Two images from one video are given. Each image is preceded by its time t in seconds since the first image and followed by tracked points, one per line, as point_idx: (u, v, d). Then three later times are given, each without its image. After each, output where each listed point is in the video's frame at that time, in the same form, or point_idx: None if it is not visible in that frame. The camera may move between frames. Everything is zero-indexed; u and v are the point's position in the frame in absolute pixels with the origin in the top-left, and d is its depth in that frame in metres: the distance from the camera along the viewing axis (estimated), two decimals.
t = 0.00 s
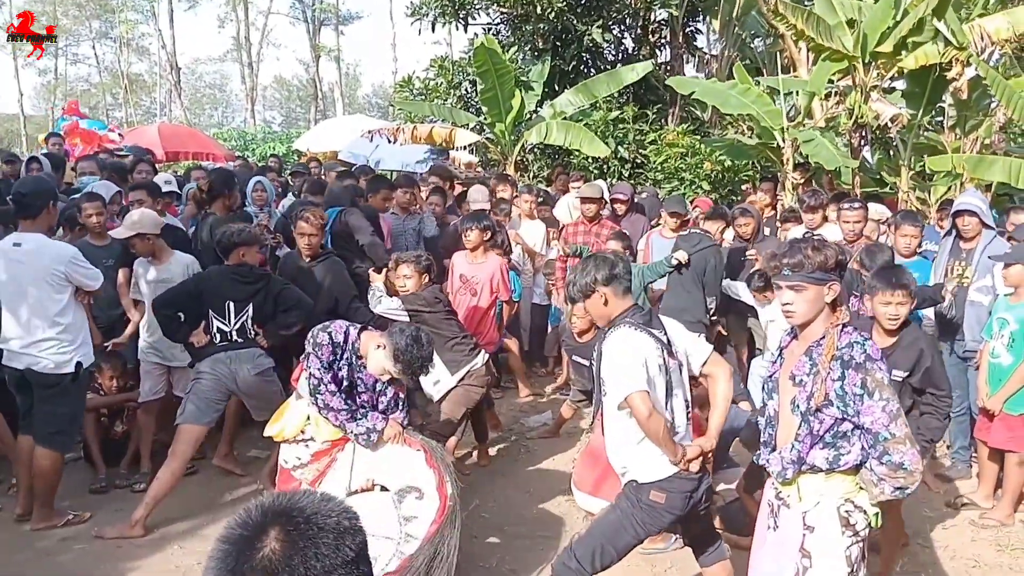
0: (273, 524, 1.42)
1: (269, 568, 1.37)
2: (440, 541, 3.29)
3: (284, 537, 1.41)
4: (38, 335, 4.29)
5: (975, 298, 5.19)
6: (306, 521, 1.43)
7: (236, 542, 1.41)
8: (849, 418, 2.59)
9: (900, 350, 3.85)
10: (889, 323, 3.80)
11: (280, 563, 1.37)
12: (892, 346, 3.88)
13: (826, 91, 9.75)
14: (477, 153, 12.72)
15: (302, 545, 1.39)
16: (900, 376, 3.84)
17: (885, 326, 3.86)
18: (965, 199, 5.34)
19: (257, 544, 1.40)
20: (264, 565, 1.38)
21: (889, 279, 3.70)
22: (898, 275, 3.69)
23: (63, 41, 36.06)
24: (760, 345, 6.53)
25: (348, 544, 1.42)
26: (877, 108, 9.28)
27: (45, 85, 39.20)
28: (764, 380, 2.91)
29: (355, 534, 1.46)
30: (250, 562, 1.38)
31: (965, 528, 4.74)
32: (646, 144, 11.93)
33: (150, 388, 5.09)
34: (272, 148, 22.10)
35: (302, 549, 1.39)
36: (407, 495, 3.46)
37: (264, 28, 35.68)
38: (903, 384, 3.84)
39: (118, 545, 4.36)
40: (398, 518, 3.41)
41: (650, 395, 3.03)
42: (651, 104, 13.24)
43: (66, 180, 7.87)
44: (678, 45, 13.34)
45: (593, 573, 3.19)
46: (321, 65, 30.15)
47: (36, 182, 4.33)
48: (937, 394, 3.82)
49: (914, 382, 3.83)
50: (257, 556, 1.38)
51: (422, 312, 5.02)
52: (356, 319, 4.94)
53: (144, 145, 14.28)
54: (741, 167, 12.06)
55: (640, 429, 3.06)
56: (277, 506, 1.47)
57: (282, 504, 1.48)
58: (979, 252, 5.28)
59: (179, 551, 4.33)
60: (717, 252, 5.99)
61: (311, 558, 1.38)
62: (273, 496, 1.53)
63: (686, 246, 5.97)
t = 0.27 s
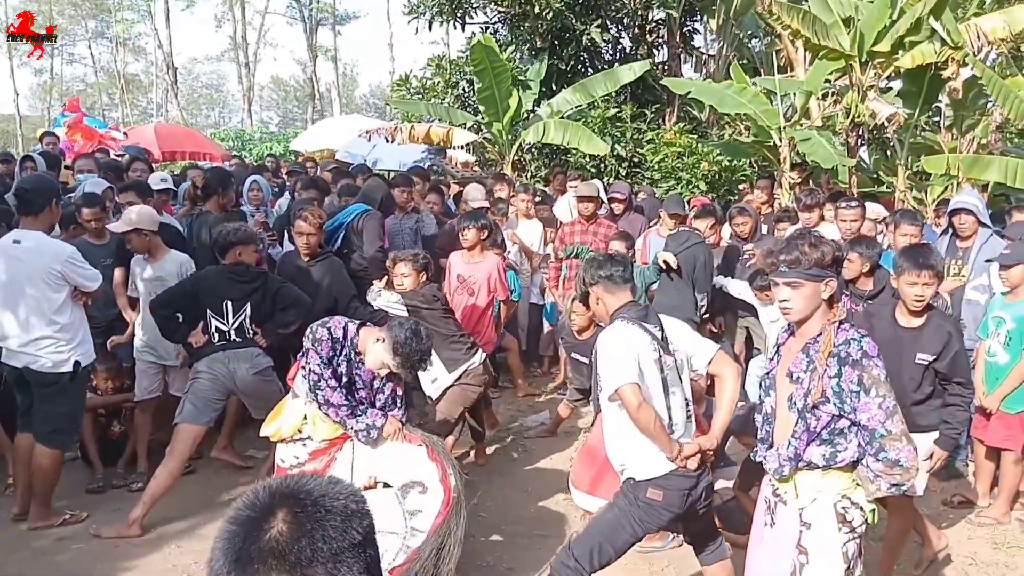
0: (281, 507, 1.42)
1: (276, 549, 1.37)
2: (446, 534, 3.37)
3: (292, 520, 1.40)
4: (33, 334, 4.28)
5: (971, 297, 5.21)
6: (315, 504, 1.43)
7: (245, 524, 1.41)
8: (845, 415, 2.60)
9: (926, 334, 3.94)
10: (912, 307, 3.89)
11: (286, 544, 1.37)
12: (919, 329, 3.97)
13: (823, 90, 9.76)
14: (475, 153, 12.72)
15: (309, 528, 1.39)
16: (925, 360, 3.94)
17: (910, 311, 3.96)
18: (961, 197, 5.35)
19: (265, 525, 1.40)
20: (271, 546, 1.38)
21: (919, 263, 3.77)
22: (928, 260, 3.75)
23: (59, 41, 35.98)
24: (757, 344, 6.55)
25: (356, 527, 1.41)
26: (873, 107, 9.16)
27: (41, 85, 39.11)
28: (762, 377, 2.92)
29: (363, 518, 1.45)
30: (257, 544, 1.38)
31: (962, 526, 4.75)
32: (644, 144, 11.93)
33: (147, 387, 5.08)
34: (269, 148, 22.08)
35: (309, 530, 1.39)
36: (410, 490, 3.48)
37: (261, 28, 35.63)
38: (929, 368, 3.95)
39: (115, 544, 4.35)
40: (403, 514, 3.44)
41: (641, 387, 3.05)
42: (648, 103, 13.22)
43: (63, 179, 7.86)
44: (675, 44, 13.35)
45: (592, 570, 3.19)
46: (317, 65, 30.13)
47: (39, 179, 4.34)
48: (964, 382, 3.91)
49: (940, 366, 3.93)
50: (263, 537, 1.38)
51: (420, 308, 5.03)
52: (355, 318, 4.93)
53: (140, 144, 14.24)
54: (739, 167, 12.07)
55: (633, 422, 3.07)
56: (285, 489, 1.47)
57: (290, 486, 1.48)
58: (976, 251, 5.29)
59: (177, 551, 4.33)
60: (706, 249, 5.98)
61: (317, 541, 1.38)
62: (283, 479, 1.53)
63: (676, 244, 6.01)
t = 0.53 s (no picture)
0: (299, 471, 1.44)
1: (284, 514, 1.39)
2: (439, 543, 3.38)
3: (305, 486, 1.41)
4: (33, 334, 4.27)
5: (968, 296, 5.21)
6: (332, 475, 1.43)
7: (263, 482, 1.44)
8: (843, 412, 2.61)
9: (947, 327, 3.59)
10: (928, 301, 3.55)
11: (295, 508, 1.39)
12: (939, 322, 3.61)
13: (820, 90, 9.77)
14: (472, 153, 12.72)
15: (320, 498, 1.39)
16: (948, 354, 3.58)
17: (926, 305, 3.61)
18: (958, 196, 5.36)
19: (281, 487, 1.42)
20: (280, 512, 1.39)
21: (931, 257, 3.49)
22: (942, 253, 3.48)
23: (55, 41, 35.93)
24: (754, 344, 6.55)
25: (365, 505, 1.40)
26: (871, 105, 9.24)
27: (38, 85, 39.05)
28: (760, 374, 2.92)
29: (376, 497, 1.43)
30: (270, 504, 1.40)
31: (958, 525, 4.76)
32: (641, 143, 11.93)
33: (144, 386, 5.07)
34: (266, 148, 22.07)
35: (319, 500, 1.39)
36: (405, 495, 3.44)
37: (258, 28, 35.61)
38: (951, 363, 3.58)
39: (112, 544, 4.34)
40: (397, 518, 3.38)
41: (637, 382, 3.07)
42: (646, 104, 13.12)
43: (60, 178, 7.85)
44: (673, 44, 13.36)
45: (589, 569, 3.19)
46: (315, 65, 30.12)
47: (39, 176, 4.31)
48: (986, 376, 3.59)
49: (963, 360, 3.58)
50: (276, 499, 1.41)
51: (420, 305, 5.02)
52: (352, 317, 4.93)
53: (137, 144, 14.22)
54: (736, 167, 12.09)
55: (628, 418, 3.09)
56: (308, 454, 1.48)
57: (312, 452, 1.49)
58: (972, 250, 5.30)
59: (173, 550, 4.32)
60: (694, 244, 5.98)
61: (324, 513, 1.38)
62: (309, 444, 1.53)
63: (667, 242, 6.05)
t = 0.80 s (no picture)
0: (280, 451, 1.55)
1: (267, 485, 1.49)
2: (419, 543, 3.40)
3: (286, 461, 1.53)
4: (34, 332, 4.26)
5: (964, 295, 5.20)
6: (311, 449, 1.55)
7: (249, 462, 1.55)
8: (841, 409, 2.61)
9: (964, 328, 3.61)
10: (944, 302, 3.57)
11: (278, 478, 1.49)
12: (956, 325, 3.63)
13: (817, 90, 9.78)
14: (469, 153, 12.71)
15: (299, 467, 1.51)
16: (966, 356, 3.61)
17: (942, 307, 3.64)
18: (954, 195, 5.36)
19: (264, 463, 1.53)
20: (264, 484, 1.50)
21: (942, 257, 3.47)
22: (954, 253, 3.47)
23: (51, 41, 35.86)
24: (751, 343, 6.56)
25: (344, 474, 1.51)
26: (868, 106, 9.23)
27: (33, 86, 39.00)
28: (758, 371, 2.92)
29: (353, 468, 1.54)
30: (254, 478, 1.51)
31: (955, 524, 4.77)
32: (639, 143, 11.93)
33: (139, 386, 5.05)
34: (263, 149, 22.06)
35: (299, 469, 1.50)
36: (389, 493, 3.44)
37: (254, 29, 35.58)
38: (970, 365, 3.61)
39: (108, 544, 4.33)
40: (380, 516, 3.39)
41: (632, 377, 3.10)
42: (643, 103, 13.16)
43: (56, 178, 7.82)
44: (670, 44, 13.37)
45: (586, 565, 3.18)
46: (312, 66, 30.09)
47: (36, 175, 4.30)
48: (1004, 377, 3.63)
49: (981, 362, 3.61)
50: (260, 475, 1.51)
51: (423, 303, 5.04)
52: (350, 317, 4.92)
53: (133, 144, 14.20)
54: (733, 166, 12.10)
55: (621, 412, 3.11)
56: (291, 436, 1.60)
57: (292, 435, 1.61)
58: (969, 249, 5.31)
59: (170, 550, 4.31)
60: (686, 240, 6.02)
61: (305, 482, 1.48)
62: (290, 430, 1.65)
63: (660, 241, 6.12)
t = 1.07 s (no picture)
0: (256, 451, 1.54)
1: (252, 483, 1.48)
2: (405, 538, 3.34)
3: (265, 458, 1.53)
4: (33, 329, 4.25)
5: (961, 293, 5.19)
6: (288, 444, 1.56)
7: (226, 464, 1.54)
8: (838, 405, 2.61)
9: (984, 344, 3.37)
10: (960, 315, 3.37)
11: (263, 474, 1.49)
12: (973, 340, 3.39)
13: (814, 89, 9.79)
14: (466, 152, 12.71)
15: (282, 460, 1.51)
16: (984, 374, 3.37)
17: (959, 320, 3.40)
18: (950, 194, 5.37)
19: (243, 464, 1.52)
20: (248, 482, 1.49)
21: (960, 266, 3.32)
22: (973, 263, 3.30)
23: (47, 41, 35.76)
24: (749, 342, 6.56)
25: (327, 462, 1.53)
26: (865, 105, 9.23)
27: (29, 86, 38.92)
28: (756, 368, 2.92)
29: (332, 457, 1.56)
30: (236, 479, 1.49)
31: (952, 522, 4.77)
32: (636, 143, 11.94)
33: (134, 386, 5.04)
34: (260, 149, 22.04)
35: (283, 462, 1.51)
36: (378, 490, 3.43)
37: (251, 28, 35.54)
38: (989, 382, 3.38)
39: (104, 543, 4.32)
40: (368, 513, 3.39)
41: (625, 376, 3.12)
42: (640, 103, 13.16)
43: (51, 177, 7.79)
44: (667, 44, 13.37)
45: (583, 564, 3.18)
46: (309, 66, 30.06)
47: (32, 172, 4.27)
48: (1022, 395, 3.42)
49: (1000, 379, 3.38)
50: (241, 474, 1.50)
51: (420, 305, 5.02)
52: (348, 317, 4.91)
53: (129, 144, 14.17)
54: (731, 166, 12.10)
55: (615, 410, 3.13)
56: (263, 435, 1.60)
57: (265, 434, 1.61)
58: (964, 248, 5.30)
59: (166, 550, 4.31)
60: (682, 241, 6.06)
61: (291, 473, 1.49)
62: (261, 430, 1.65)
63: (655, 241, 6.18)
